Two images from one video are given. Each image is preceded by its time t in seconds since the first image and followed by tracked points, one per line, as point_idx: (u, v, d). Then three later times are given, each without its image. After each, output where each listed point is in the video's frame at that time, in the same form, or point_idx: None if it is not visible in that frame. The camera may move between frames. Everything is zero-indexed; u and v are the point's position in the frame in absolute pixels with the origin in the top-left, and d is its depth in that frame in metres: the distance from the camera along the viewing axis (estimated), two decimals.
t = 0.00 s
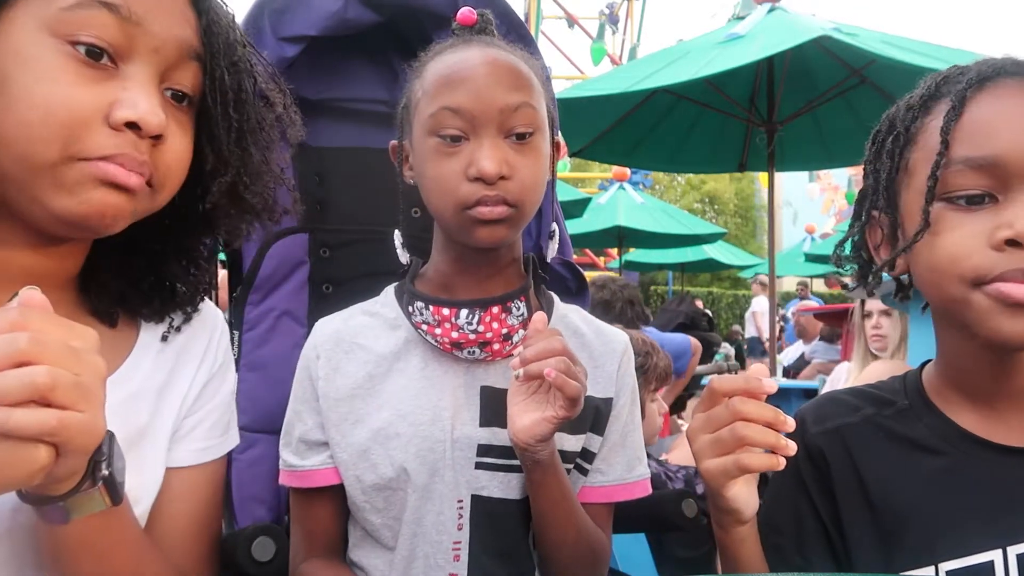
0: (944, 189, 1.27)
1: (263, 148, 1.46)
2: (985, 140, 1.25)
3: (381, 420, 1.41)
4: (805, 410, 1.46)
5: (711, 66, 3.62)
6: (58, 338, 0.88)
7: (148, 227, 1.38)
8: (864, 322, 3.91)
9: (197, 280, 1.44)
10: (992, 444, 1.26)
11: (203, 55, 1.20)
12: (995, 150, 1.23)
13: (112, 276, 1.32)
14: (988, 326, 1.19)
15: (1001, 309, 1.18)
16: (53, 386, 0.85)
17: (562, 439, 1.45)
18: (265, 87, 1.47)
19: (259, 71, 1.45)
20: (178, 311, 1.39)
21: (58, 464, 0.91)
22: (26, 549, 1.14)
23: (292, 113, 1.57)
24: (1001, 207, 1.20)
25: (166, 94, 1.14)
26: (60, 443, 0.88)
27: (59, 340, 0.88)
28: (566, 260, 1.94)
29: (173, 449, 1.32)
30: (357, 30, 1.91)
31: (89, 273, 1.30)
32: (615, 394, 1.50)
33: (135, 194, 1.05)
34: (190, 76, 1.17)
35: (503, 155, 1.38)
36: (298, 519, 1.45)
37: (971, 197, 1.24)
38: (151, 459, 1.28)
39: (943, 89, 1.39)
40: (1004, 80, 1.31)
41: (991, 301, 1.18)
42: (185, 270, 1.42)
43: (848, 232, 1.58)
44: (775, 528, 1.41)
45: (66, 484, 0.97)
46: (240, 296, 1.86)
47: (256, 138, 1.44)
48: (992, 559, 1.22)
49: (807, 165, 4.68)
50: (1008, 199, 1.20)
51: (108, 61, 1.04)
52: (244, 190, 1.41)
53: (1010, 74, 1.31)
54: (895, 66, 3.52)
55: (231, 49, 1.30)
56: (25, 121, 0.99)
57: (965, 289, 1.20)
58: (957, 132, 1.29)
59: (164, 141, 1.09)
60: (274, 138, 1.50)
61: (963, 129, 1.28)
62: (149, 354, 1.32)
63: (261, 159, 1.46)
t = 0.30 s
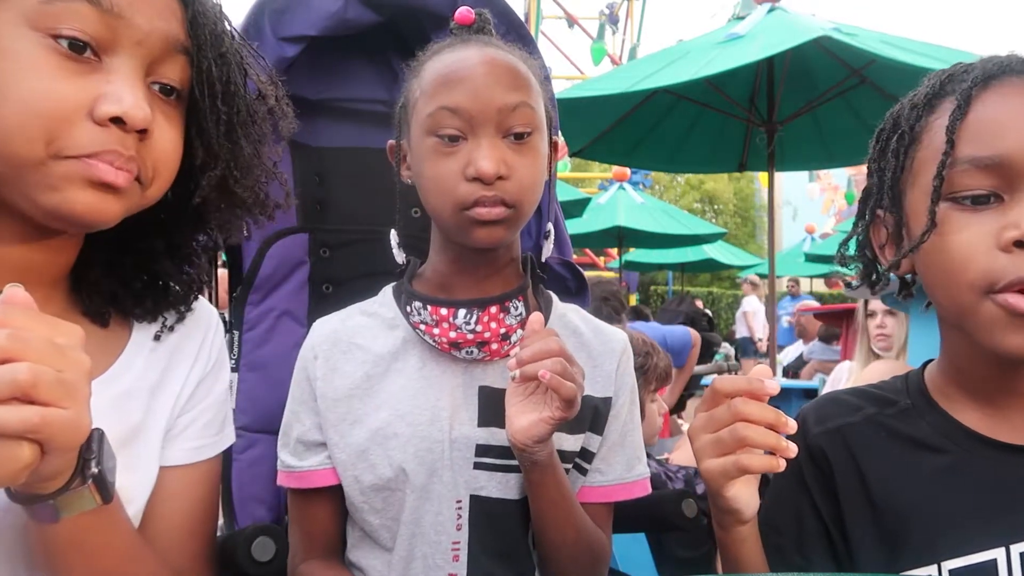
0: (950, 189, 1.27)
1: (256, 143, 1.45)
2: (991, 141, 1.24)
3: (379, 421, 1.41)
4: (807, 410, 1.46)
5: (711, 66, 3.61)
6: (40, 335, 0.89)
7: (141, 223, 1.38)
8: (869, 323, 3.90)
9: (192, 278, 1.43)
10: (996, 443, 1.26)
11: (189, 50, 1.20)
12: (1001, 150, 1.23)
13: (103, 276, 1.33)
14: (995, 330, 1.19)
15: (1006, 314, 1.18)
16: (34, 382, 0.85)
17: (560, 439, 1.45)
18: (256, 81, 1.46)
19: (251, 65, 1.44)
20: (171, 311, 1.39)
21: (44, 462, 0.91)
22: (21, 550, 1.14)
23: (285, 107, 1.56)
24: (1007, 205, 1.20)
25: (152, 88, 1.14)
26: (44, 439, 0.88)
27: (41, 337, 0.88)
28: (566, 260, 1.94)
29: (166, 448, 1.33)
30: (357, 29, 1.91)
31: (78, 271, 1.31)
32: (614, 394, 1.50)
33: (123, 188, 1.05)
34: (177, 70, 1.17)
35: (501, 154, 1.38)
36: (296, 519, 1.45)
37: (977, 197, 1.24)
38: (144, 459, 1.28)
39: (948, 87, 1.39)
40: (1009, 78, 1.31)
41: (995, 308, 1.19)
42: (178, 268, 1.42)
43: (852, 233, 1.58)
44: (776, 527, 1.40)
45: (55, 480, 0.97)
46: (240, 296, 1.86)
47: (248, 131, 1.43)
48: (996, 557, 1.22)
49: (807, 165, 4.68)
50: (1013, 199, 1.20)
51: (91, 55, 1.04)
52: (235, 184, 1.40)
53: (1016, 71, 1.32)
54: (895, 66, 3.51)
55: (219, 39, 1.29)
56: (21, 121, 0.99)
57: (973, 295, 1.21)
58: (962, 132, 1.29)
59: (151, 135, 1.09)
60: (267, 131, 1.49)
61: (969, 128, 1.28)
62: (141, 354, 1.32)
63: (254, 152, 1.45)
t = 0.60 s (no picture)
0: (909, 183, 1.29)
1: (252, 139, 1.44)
2: (936, 140, 1.26)
3: (376, 422, 1.41)
4: (811, 410, 1.45)
5: (711, 66, 3.61)
6: (33, 335, 0.89)
7: (138, 221, 1.38)
8: (868, 327, 3.91)
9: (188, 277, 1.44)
10: (996, 444, 1.25)
11: (183, 47, 1.19)
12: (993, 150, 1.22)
13: (97, 277, 1.33)
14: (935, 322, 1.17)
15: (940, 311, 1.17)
16: (26, 382, 0.85)
17: (558, 440, 1.45)
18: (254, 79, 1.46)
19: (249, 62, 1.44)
20: (167, 311, 1.40)
21: (37, 464, 0.92)
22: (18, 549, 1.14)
23: (281, 103, 1.56)
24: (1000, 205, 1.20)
25: (146, 84, 1.13)
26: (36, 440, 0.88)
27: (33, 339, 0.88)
28: (566, 260, 1.95)
29: (163, 446, 1.33)
30: (357, 29, 1.91)
31: (70, 269, 1.31)
32: (612, 394, 1.50)
33: (116, 184, 1.05)
34: (171, 67, 1.16)
35: (497, 153, 1.38)
36: (294, 520, 1.45)
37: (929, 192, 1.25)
38: (140, 458, 1.28)
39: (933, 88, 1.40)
40: (980, 79, 1.29)
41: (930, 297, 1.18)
42: (174, 266, 1.42)
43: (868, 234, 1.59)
44: (777, 527, 1.41)
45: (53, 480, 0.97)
46: (240, 296, 1.86)
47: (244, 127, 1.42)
48: (993, 556, 1.21)
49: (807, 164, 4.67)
50: (954, 196, 1.20)
51: (81, 52, 1.04)
52: (230, 181, 1.39)
53: (985, 72, 1.30)
54: (895, 66, 3.51)
55: (213, 35, 1.28)
56: (18, 121, 0.99)
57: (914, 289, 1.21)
58: (925, 130, 1.31)
59: (143, 133, 1.09)
60: (263, 128, 1.49)
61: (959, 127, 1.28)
62: (137, 353, 1.32)
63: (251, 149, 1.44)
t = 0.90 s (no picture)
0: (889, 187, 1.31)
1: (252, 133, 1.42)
2: (917, 140, 1.27)
3: (375, 424, 1.41)
4: (815, 408, 1.45)
5: (711, 66, 3.61)
6: (34, 335, 0.89)
7: (141, 220, 1.38)
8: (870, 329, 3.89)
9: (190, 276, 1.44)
10: (999, 445, 1.25)
11: (178, 42, 1.19)
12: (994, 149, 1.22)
13: (98, 280, 1.33)
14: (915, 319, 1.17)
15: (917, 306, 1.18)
16: (26, 383, 0.85)
17: (556, 441, 1.45)
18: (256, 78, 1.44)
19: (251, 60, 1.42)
20: (170, 312, 1.39)
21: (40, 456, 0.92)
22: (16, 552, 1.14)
23: (279, 97, 1.52)
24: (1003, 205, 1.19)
25: (142, 79, 1.14)
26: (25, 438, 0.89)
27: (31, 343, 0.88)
28: (566, 260, 1.95)
29: (164, 448, 1.33)
30: (357, 29, 1.91)
31: (72, 271, 1.32)
32: (611, 395, 1.50)
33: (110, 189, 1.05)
34: (167, 61, 1.17)
35: (497, 153, 1.38)
36: (294, 520, 1.45)
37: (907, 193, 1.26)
38: (142, 459, 1.28)
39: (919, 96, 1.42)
40: (953, 85, 1.32)
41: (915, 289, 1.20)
42: (176, 266, 1.42)
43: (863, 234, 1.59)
44: (780, 527, 1.41)
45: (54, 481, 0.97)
46: (240, 296, 1.86)
47: (244, 121, 1.40)
48: (997, 558, 1.21)
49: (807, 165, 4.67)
50: (929, 194, 1.22)
51: (75, 48, 1.04)
52: (228, 175, 1.37)
53: (958, 79, 1.32)
54: (896, 66, 3.51)
55: (209, 29, 1.26)
56: (16, 120, 0.99)
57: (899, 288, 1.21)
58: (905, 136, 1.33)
59: (139, 127, 1.09)
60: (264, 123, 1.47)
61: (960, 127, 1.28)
62: (138, 355, 1.32)
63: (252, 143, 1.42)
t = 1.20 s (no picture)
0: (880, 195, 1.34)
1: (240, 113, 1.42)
2: (910, 142, 1.27)
3: (374, 424, 1.41)
4: (817, 408, 1.45)
5: (711, 66, 3.61)
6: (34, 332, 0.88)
7: (140, 212, 1.38)
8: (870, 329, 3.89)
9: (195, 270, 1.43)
10: (1001, 445, 1.25)
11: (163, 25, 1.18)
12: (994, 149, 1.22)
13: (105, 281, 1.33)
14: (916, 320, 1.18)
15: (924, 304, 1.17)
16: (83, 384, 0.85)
17: (554, 441, 1.45)
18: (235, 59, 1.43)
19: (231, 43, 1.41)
20: (179, 310, 1.39)
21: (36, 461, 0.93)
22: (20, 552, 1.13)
23: (270, 76, 1.54)
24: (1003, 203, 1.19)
25: (129, 66, 1.12)
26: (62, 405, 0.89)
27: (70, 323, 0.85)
28: (566, 260, 1.95)
29: (173, 446, 1.32)
30: (357, 30, 1.91)
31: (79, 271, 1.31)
32: (611, 395, 1.50)
33: (99, 179, 1.04)
34: (153, 47, 1.15)
35: (496, 153, 1.38)
36: (293, 521, 1.45)
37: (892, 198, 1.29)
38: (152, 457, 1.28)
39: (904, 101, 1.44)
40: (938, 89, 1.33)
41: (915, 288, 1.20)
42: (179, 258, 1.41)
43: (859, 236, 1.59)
44: (781, 528, 1.40)
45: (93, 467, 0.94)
46: (240, 296, 1.86)
47: (231, 107, 1.39)
48: (998, 559, 1.21)
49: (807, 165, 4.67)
50: (922, 195, 1.22)
51: (58, 37, 1.04)
52: (221, 157, 1.37)
53: (943, 82, 1.33)
54: (896, 66, 3.51)
55: (189, 12, 1.25)
56: (7, 117, 0.99)
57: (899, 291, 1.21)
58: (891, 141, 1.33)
59: (125, 113, 1.07)
60: (252, 108, 1.46)
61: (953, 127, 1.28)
62: (145, 355, 1.32)
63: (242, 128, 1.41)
